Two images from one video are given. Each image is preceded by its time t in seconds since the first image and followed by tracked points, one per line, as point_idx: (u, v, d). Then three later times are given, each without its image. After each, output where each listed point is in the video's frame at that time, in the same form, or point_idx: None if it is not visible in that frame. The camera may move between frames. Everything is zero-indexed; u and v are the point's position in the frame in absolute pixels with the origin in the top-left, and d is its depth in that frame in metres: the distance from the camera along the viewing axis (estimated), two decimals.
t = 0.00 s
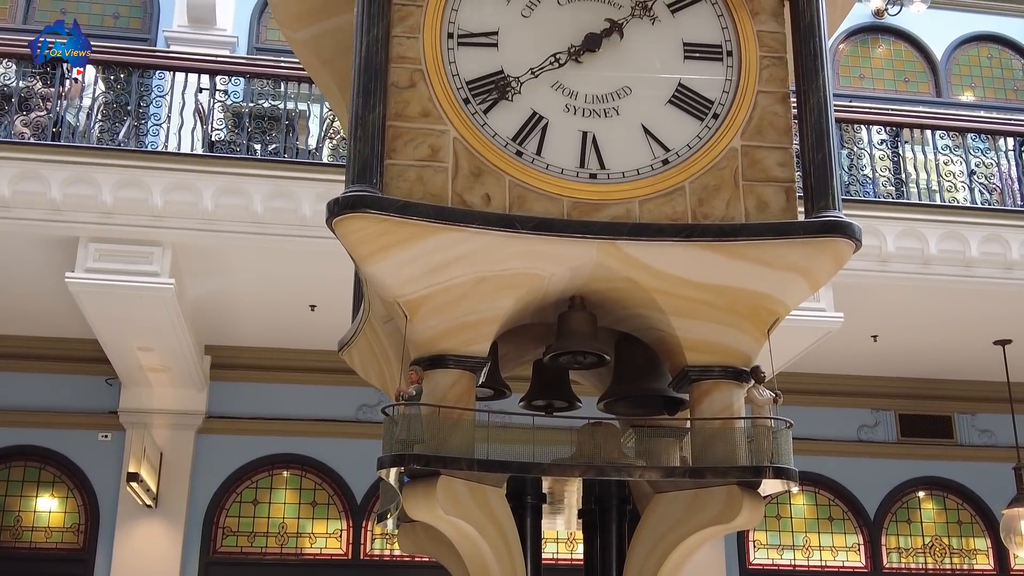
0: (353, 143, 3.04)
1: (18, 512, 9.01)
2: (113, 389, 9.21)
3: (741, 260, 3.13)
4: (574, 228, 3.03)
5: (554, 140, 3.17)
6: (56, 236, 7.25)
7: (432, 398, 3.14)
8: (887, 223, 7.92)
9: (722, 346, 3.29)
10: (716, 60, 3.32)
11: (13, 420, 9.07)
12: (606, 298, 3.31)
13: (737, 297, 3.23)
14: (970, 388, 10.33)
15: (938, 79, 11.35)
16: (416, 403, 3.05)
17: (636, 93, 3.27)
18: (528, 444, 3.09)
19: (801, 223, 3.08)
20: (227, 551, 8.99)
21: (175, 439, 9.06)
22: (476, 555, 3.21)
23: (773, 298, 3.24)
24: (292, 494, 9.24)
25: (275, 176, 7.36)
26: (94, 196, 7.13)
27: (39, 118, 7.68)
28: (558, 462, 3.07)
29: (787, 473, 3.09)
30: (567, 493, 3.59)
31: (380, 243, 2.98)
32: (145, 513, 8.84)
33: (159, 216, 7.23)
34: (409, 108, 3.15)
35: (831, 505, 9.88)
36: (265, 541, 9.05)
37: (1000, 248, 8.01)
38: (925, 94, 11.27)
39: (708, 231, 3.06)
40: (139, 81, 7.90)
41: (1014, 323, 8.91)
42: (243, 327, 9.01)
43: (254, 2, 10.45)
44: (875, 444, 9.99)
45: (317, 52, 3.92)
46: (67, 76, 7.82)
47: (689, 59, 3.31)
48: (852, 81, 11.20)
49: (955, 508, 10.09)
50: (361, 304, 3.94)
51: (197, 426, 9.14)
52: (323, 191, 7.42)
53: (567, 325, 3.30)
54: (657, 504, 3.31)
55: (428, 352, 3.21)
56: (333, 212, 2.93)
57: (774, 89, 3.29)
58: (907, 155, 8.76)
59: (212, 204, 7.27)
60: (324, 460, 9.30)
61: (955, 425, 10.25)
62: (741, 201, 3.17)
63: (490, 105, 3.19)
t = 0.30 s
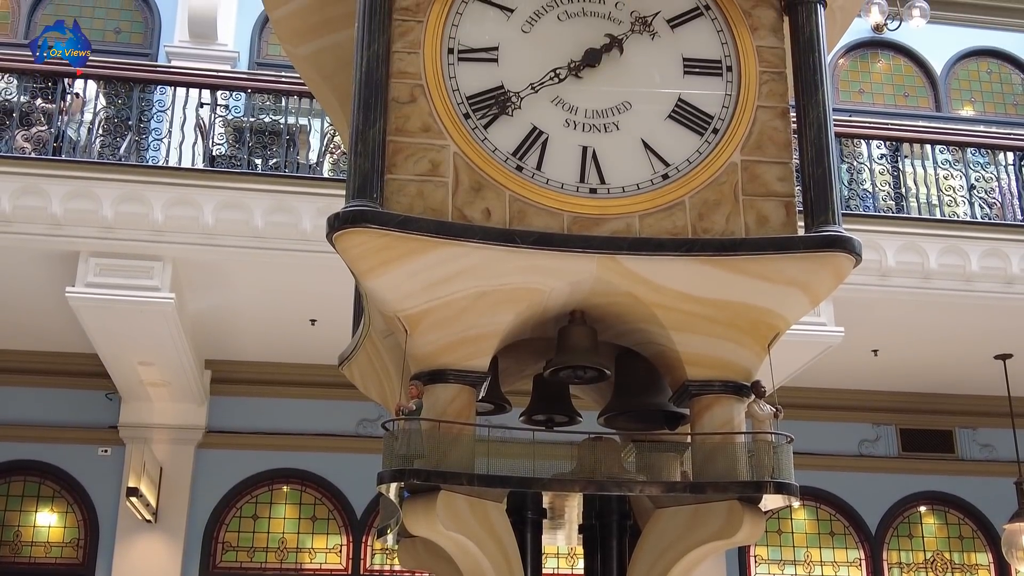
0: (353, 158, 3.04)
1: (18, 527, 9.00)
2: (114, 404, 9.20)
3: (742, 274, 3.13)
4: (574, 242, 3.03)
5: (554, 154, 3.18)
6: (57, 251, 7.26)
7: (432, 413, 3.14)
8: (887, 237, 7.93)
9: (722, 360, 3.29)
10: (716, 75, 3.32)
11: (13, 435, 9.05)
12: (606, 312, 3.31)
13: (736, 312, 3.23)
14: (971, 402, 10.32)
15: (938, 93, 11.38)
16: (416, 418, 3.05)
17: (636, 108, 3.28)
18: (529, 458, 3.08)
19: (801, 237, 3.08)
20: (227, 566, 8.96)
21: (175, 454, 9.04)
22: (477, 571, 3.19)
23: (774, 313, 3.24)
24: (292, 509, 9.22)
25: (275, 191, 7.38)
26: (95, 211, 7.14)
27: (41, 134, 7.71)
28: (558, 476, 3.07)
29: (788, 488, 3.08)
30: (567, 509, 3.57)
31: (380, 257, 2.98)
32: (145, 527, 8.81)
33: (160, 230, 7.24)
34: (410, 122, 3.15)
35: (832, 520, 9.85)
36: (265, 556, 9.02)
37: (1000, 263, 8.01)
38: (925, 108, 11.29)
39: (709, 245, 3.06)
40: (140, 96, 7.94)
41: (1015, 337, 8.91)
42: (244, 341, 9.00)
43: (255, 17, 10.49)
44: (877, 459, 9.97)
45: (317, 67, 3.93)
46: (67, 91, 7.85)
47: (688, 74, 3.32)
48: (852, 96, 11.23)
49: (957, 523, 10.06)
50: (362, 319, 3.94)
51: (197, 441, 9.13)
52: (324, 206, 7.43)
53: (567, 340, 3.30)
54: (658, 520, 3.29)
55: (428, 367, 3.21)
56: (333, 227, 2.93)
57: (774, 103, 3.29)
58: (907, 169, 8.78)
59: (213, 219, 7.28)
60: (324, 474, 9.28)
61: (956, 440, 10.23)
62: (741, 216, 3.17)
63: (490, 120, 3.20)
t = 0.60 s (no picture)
0: (354, 170, 3.04)
1: (18, 539, 8.97)
2: (114, 416, 9.19)
3: (743, 287, 3.12)
4: (576, 255, 3.02)
5: (555, 167, 3.18)
6: (57, 263, 7.26)
7: (433, 426, 3.13)
8: (889, 249, 7.93)
9: (724, 373, 3.28)
10: (717, 88, 3.33)
11: (13, 447, 9.03)
12: (607, 324, 3.31)
13: (738, 325, 3.23)
14: (972, 414, 10.31)
15: (939, 104, 11.40)
16: (417, 431, 3.05)
17: (637, 121, 3.28)
18: (530, 471, 3.07)
19: (803, 250, 3.07)
20: None
21: (176, 466, 9.02)
22: None
23: (776, 326, 3.24)
24: (293, 521, 9.20)
25: (277, 203, 7.39)
26: (96, 222, 7.15)
27: (42, 145, 7.72)
28: (560, 490, 3.05)
29: (790, 502, 3.06)
30: (569, 522, 3.56)
31: (382, 270, 2.98)
32: (145, 540, 8.79)
33: (161, 242, 7.25)
34: (411, 135, 3.15)
35: (834, 532, 9.82)
36: (265, 568, 8.99)
37: (1002, 274, 8.01)
38: (925, 120, 11.31)
39: (710, 258, 3.06)
40: (142, 108, 7.96)
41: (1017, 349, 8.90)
42: (245, 353, 9.00)
43: (257, 29, 10.53)
44: (879, 471, 9.94)
45: (319, 79, 3.93)
46: (68, 102, 7.86)
47: (689, 86, 3.32)
48: (852, 107, 11.25)
49: (959, 535, 10.03)
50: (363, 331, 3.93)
51: (197, 453, 9.11)
52: (326, 218, 7.44)
53: (568, 352, 3.30)
54: (660, 533, 3.28)
55: (430, 380, 3.19)
56: (335, 239, 2.93)
57: (775, 115, 3.29)
58: (908, 181, 8.80)
59: (214, 231, 7.29)
60: (325, 486, 9.26)
61: (958, 451, 10.21)
62: (743, 229, 3.17)
63: (491, 133, 3.20)
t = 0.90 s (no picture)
0: (357, 186, 3.04)
1: (19, 554, 8.95)
2: (117, 430, 9.18)
3: (747, 302, 3.12)
4: (579, 270, 3.02)
5: (558, 182, 3.18)
6: (60, 278, 7.27)
7: (435, 441, 3.12)
8: (892, 263, 7.92)
9: (727, 389, 3.27)
10: (719, 103, 3.33)
11: (15, 462, 9.02)
12: (610, 339, 3.30)
13: (741, 340, 3.22)
14: (976, 428, 10.28)
15: (941, 118, 11.40)
16: (419, 447, 3.03)
17: (639, 135, 3.28)
18: (532, 486, 3.06)
19: (806, 265, 3.06)
20: None
21: (178, 481, 9.00)
22: None
23: (780, 341, 3.23)
24: (295, 536, 9.17)
25: (279, 217, 7.40)
26: (99, 237, 7.16)
27: (45, 160, 7.77)
28: (563, 505, 3.04)
29: (794, 518, 3.05)
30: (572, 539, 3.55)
31: (385, 285, 2.97)
32: (147, 555, 8.77)
33: (164, 256, 7.25)
34: (413, 150, 3.15)
35: (838, 547, 9.78)
36: None
37: (1005, 288, 8.00)
38: (928, 133, 11.31)
39: (713, 273, 3.05)
40: (145, 123, 7.99)
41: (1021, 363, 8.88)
42: (247, 367, 8.99)
43: (260, 44, 10.57)
44: (882, 485, 9.91)
45: (322, 95, 3.93)
46: (72, 117, 7.89)
47: (692, 101, 3.32)
48: (854, 121, 11.26)
49: (963, 549, 9.98)
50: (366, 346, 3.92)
51: (200, 468, 9.09)
52: (328, 232, 7.44)
53: (571, 367, 3.29)
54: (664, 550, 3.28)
55: (432, 396, 3.18)
56: (337, 255, 2.92)
57: (777, 131, 3.29)
58: (911, 195, 8.81)
59: (217, 245, 7.29)
60: (327, 501, 9.24)
61: (962, 465, 10.18)
62: (746, 244, 3.16)
63: (494, 148, 3.20)
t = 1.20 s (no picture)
0: (358, 201, 3.04)
1: (21, 570, 8.94)
2: (119, 445, 9.17)
3: (749, 317, 3.11)
4: (580, 285, 3.01)
5: (559, 197, 3.18)
6: (63, 293, 7.28)
7: (437, 458, 3.11)
8: (895, 277, 7.92)
9: (730, 405, 3.26)
10: (720, 118, 3.33)
11: (17, 477, 9.01)
12: (612, 354, 3.29)
13: (744, 355, 3.21)
14: (980, 442, 10.25)
15: (942, 132, 11.42)
16: (421, 462, 3.03)
17: (641, 150, 3.28)
18: (534, 501, 3.05)
19: (808, 279, 3.06)
20: None
21: (180, 496, 8.99)
22: None
23: (782, 356, 3.22)
24: (297, 551, 9.16)
25: (282, 232, 7.41)
26: (102, 252, 7.17)
27: (48, 175, 7.76)
28: (565, 521, 3.03)
29: (797, 533, 3.04)
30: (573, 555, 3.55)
31: (386, 300, 2.97)
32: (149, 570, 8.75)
33: (166, 271, 7.26)
34: (415, 165, 3.15)
35: (842, 562, 9.74)
36: None
37: (1008, 302, 7.99)
38: (930, 147, 11.33)
39: (715, 287, 3.05)
40: (148, 138, 8.03)
41: None
42: (250, 382, 8.99)
43: (262, 59, 10.62)
44: (886, 500, 9.88)
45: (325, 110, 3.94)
46: (74, 133, 7.92)
47: (693, 116, 3.33)
48: (856, 135, 11.27)
49: (967, 564, 9.94)
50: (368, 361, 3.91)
51: (202, 482, 9.08)
52: (330, 247, 7.45)
53: (573, 382, 3.29)
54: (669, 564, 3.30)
55: (434, 411, 3.18)
56: (339, 270, 2.92)
57: (779, 145, 3.29)
58: (913, 209, 8.82)
59: (219, 260, 7.30)
60: (329, 516, 9.21)
61: (965, 480, 10.15)
62: (748, 258, 3.15)
63: (496, 163, 3.21)
